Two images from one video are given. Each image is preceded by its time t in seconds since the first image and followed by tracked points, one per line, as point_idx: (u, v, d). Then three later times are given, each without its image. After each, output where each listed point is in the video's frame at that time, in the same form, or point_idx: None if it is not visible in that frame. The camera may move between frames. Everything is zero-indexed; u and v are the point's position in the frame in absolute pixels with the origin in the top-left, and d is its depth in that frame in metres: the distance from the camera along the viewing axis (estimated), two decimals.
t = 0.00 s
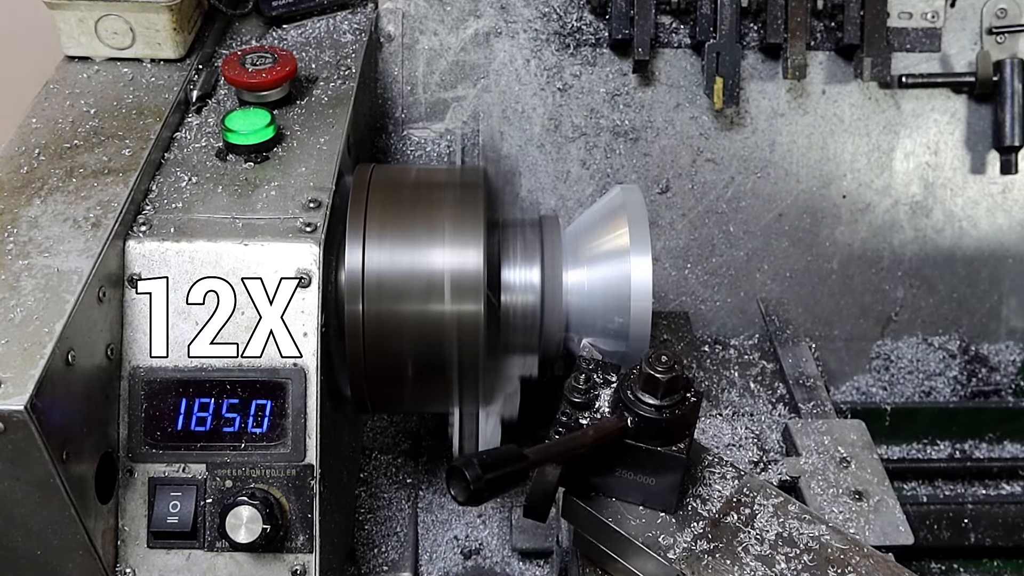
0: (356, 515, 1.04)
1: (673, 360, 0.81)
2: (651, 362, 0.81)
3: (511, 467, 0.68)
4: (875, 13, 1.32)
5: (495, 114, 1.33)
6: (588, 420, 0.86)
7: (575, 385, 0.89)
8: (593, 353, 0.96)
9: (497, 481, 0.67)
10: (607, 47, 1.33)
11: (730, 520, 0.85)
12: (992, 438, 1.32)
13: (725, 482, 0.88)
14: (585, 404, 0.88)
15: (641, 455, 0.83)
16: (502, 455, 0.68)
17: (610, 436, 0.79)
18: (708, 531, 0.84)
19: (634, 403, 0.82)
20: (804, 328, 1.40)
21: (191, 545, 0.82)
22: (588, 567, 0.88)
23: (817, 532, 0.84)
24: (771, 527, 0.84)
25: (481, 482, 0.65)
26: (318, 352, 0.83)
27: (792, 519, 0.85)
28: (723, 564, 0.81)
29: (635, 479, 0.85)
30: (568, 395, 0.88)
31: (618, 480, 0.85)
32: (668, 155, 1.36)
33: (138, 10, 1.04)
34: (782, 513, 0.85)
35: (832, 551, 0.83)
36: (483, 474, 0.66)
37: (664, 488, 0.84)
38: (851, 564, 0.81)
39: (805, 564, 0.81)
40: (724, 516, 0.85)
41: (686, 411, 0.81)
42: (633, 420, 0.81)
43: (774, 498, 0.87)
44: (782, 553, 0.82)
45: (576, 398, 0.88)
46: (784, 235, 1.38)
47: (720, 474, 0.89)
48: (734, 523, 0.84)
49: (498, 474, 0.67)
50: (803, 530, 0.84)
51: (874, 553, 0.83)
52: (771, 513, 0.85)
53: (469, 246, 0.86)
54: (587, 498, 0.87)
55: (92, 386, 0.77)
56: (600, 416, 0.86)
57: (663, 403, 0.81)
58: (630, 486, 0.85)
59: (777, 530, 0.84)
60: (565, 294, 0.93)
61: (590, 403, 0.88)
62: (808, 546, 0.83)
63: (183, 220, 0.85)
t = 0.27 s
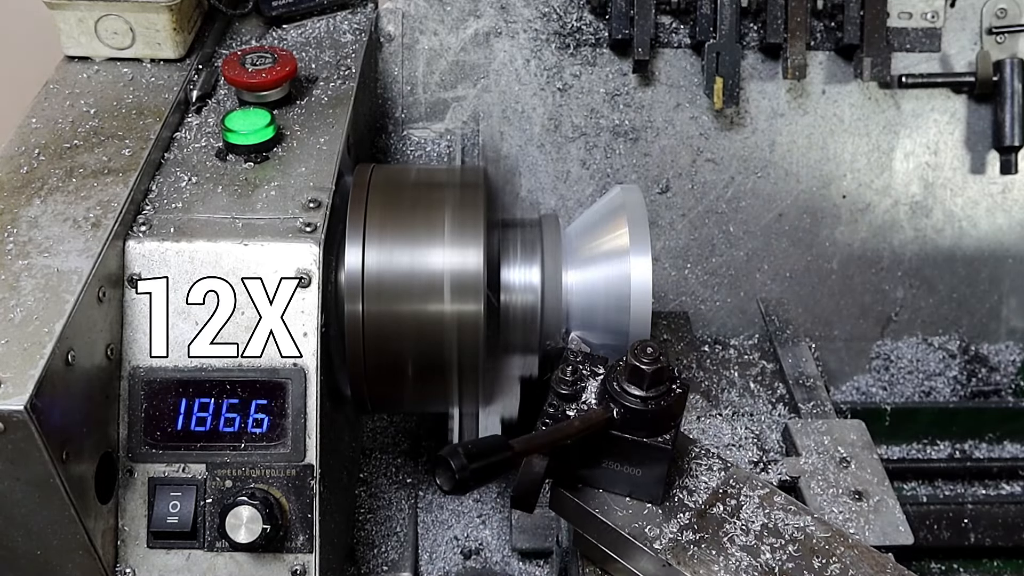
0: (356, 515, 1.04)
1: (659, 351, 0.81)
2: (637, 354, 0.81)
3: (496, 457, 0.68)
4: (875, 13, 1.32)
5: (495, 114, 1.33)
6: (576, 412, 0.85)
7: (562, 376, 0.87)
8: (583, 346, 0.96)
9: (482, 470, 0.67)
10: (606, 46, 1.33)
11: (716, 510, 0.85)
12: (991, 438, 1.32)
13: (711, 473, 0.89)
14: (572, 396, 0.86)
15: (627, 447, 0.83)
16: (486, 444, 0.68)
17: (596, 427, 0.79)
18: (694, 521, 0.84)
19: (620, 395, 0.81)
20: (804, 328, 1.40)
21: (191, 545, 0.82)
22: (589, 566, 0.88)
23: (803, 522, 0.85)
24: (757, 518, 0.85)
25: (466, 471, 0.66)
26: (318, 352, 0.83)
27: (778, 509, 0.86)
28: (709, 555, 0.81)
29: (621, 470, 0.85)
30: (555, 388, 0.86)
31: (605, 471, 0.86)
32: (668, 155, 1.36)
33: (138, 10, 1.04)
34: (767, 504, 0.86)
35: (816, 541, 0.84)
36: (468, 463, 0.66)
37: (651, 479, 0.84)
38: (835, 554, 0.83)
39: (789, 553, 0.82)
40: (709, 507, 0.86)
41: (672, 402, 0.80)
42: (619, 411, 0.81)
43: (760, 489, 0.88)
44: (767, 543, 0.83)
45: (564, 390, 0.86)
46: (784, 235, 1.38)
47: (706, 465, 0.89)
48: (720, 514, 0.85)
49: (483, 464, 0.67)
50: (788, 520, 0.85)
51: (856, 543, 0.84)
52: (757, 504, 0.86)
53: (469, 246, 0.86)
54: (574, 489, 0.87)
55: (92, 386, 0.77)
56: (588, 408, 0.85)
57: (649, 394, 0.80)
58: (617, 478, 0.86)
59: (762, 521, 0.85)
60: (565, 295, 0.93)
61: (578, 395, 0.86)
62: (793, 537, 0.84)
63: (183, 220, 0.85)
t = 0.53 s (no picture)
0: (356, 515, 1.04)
1: (654, 348, 0.81)
2: (631, 350, 0.81)
3: (491, 454, 0.68)
4: (875, 13, 1.32)
5: (495, 114, 1.33)
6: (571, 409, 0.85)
7: (557, 373, 0.87)
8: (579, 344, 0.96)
9: (478, 467, 0.67)
10: (606, 46, 1.33)
11: (711, 507, 0.85)
12: (991, 438, 1.31)
13: (706, 470, 0.89)
14: (567, 394, 0.86)
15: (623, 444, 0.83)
16: (481, 442, 0.68)
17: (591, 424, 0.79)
18: (689, 519, 0.84)
19: (615, 391, 0.82)
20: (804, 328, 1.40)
21: (191, 545, 0.82)
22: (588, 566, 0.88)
23: (798, 519, 0.85)
24: (752, 515, 0.85)
25: (461, 467, 0.66)
26: (318, 352, 0.83)
27: (772, 506, 0.86)
28: (704, 552, 0.81)
29: (617, 467, 0.85)
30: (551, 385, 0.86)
31: (600, 468, 0.86)
32: (668, 155, 1.36)
33: (138, 10, 1.04)
34: (762, 501, 0.86)
35: (810, 538, 0.84)
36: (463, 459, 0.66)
37: (646, 477, 0.84)
38: (829, 551, 0.83)
39: (784, 550, 0.82)
40: (704, 504, 0.86)
41: (666, 399, 0.81)
42: (614, 408, 0.81)
43: (755, 486, 0.88)
44: (761, 540, 0.83)
45: (559, 387, 0.86)
46: (784, 235, 1.38)
47: (701, 462, 0.89)
48: (714, 511, 0.85)
49: (478, 460, 0.67)
50: (783, 517, 0.85)
51: (851, 540, 0.84)
52: (751, 501, 0.86)
53: (469, 246, 0.86)
54: (570, 486, 0.87)
55: (92, 386, 0.77)
56: (583, 405, 0.85)
57: (644, 391, 0.81)
58: (612, 475, 0.86)
59: (757, 518, 0.85)
60: (565, 296, 0.93)
61: (573, 393, 0.86)
62: (788, 533, 0.84)
63: (183, 220, 0.85)
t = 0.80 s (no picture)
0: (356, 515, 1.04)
1: (654, 348, 0.82)
2: (631, 351, 0.81)
3: (490, 454, 0.68)
4: (875, 13, 1.32)
5: (495, 114, 1.33)
6: (571, 409, 0.85)
7: (557, 372, 0.87)
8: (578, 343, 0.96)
9: (478, 466, 0.67)
10: (606, 47, 1.33)
11: (711, 507, 0.85)
12: (991, 438, 1.31)
13: (706, 470, 0.88)
14: (567, 394, 0.86)
15: (622, 444, 0.83)
16: (481, 442, 0.68)
17: (590, 424, 0.79)
18: (689, 518, 0.84)
19: (615, 391, 0.82)
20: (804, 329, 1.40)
21: (191, 545, 0.82)
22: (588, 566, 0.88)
23: (798, 519, 0.85)
24: (751, 515, 0.85)
25: (461, 467, 0.66)
26: (318, 352, 0.83)
27: (772, 506, 0.86)
28: (704, 552, 0.81)
29: (617, 467, 0.85)
30: (550, 384, 0.86)
31: (600, 468, 0.86)
32: (668, 155, 1.36)
33: (138, 10, 1.04)
34: (762, 501, 0.86)
35: (810, 538, 0.84)
36: (462, 459, 0.66)
37: (646, 476, 0.84)
38: (829, 550, 0.83)
39: (784, 550, 0.82)
40: (704, 504, 0.86)
41: (666, 399, 0.81)
42: (614, 408, 0.81)
43: (755, 486, 0.88)
44: (761, 539, 0.83)
45: (558, 386, 0.86)
46: (784, 235, 1.38)
47: (701, 462, 0.89)
48: (714, 510, 0.85)
49: (477, 460, 0.67)
50: (783, 517, 0.85)
51: (851, 540, 0.84)
52: (751, 501, 0.86)
53: (468, 246, 0.86)
54: (569, 486, 0.87)
55: (92, 386, 0.77)
56: (583, 404, 0.85)
57: (643, 391, 0.81)
58: (612, 474, 0.86)
59: (757, 518, 0.85)
60: (564, 295, 0.93)
61: (573, 392, 0.86)
62: (787, 533, 0.84)
63: (183, 220, 0.85)
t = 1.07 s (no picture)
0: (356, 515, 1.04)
1: (654, 348, 0.82)
2: (631, 351, 0.81)
3: (490, 454, 0.68)
4: (875, 13, 1.32)
5: (495, 114, 1.33)
6: (571, 409, 0.85)
7: (557, 372, 0.87)
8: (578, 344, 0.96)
9: (477, 466, 0.67)
10: (606, 47, 1.33)
11: (711, 507, 0.85)
12: (991, 438, 1.32)
13: (706, 470, 0.88)
14: (567, 393, 0.86)
15: (622, 444, 0.83)
16: (480, 441, 0.68)
17: (590, 424, 0.79)
18: (689, 518, 0.84)
19: (615, 391, 0.82)
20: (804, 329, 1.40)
21: (191, 545, 0.82)
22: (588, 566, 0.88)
23: (798, 519, 0.85)
24: (751, 515, 0.85)
25: (461, 467, 0.65)
26: (318, 352, 0.83)
27: (772, 506, 0.86)
28: (704, 552, 0.81)
29: (617, 468, 0.85)
30: (550, 384, 0.86)
31: (600, 468, 0.86)
32: (667, 155, 1.36)
33: (138, 10, 1.04)
34: (762, 501, 0.86)
35: (810, 538, 0.84)
36: (462, 460, 0.66)
37: (646, 476, 0.84)
38: (829, 550, 0.83)
39: (784, 550, 0.82)
40: (704, 504, 0.86)
41: (666, 399, 0.81)
42: (613, 408, 0.81)
43: (755, 486, 0.88)
44: (761, 539, 0.83)
45: (558, 386, 0.86)
46: (784, 235, 1.38)
47: (701, 462, 0.89)
48: (715, 510, 0.85)
49: (477, 460, 0.67)
50: (783, 517, 0.85)
51: (851, 540, 0.84)
52: (751, 501, 0.86)
53: (468, 246, 0.86)
54: (569, 486, 0.87)
55: (92, 386, 0.77)
56: (583, 404, 0.85)
57: (643, 391, 0.81)
58: (612, 474, 0.86)
59: (757, 518, 0.85)
60: (564, 295, 0.93)
61: (573, 392, 0.86)
62: (787, 533, 0.84)
63: (183, 220, 0.85)
